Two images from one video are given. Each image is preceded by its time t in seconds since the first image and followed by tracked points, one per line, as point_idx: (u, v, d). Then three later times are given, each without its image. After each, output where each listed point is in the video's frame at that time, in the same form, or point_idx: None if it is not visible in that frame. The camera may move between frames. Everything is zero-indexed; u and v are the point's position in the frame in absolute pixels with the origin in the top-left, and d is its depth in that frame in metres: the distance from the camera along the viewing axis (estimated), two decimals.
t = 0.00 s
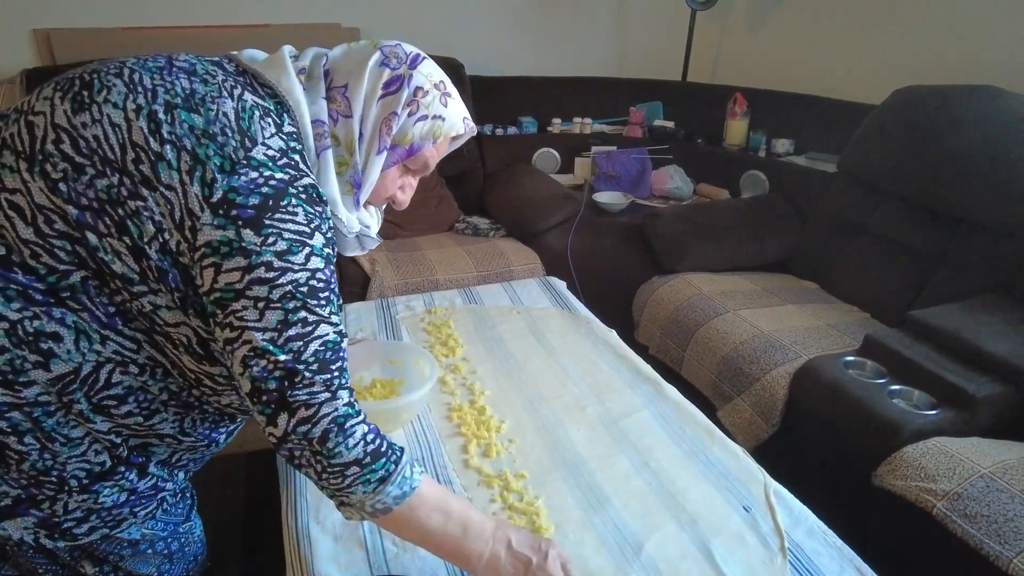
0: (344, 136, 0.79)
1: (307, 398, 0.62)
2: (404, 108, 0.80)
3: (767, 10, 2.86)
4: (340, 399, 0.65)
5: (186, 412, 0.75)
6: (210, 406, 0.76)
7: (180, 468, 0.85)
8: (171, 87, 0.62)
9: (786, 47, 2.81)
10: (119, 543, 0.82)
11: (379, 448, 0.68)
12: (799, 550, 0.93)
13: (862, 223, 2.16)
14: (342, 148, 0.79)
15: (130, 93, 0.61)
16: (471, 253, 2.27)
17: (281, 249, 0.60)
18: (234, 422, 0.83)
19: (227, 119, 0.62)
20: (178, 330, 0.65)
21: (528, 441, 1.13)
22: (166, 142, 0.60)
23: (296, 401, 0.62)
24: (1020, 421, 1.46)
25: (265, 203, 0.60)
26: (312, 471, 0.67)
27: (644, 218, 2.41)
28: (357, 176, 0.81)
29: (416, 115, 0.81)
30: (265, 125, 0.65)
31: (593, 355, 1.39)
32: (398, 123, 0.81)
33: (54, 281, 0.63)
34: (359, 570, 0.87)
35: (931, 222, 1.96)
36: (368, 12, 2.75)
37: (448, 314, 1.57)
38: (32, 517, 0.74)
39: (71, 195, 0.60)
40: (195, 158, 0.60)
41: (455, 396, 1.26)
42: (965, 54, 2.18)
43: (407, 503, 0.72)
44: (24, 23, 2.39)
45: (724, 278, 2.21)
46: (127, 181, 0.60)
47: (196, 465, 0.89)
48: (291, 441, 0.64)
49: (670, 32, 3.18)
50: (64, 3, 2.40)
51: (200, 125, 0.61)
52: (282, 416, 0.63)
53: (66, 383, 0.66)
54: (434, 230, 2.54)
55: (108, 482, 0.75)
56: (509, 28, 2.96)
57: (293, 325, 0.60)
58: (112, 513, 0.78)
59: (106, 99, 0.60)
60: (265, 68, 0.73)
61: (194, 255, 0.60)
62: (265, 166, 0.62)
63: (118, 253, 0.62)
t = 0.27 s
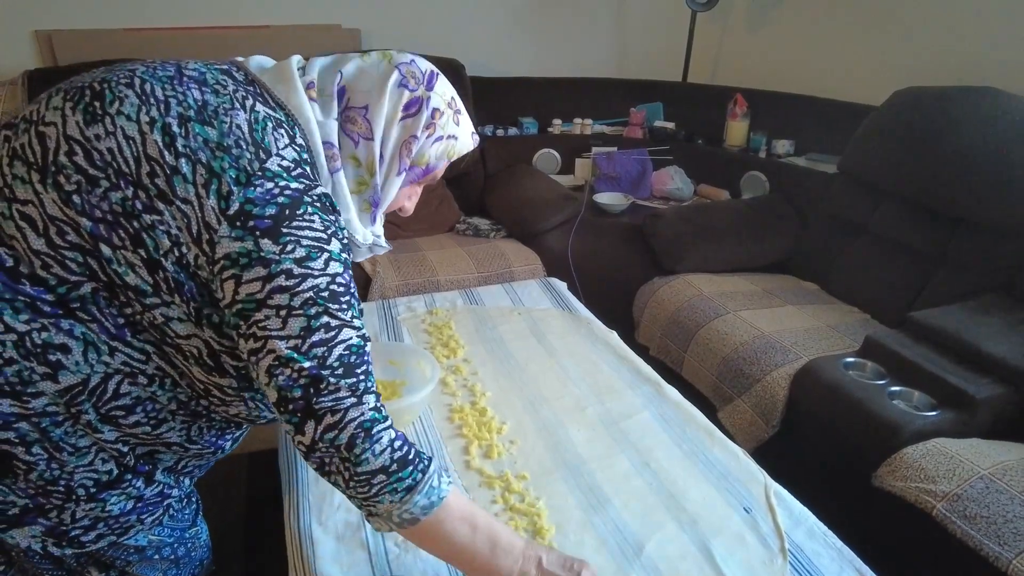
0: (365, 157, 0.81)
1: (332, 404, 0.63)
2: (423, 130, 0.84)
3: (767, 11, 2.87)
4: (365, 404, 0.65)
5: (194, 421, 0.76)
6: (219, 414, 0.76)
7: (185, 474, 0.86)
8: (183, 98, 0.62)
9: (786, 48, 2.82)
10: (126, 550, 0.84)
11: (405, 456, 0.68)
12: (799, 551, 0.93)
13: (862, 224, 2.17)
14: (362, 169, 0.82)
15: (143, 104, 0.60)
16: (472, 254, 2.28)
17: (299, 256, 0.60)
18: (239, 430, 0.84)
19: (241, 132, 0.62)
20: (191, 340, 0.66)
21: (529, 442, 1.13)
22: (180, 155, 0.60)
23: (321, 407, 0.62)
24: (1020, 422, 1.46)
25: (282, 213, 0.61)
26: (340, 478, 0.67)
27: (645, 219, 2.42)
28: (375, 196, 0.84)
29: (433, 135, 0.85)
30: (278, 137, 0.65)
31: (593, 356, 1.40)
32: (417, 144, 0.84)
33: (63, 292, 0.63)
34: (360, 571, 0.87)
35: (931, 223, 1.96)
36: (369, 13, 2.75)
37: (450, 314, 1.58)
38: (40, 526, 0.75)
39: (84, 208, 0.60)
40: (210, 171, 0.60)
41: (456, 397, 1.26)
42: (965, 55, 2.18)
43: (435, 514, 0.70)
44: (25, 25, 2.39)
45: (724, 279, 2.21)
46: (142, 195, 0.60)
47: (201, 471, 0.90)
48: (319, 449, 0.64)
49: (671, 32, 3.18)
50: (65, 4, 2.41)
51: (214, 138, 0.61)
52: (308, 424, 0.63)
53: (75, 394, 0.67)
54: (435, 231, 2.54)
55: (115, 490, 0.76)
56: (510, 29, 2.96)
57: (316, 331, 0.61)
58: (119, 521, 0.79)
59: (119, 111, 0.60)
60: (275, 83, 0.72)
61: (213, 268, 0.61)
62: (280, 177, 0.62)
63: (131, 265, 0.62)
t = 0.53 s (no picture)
0: (380, 175, 0.85)
1: (315, 408, 0.65)
2: (428, 146, 0.89)
3: (767, 17, 2.89)
4: (344, 408, 0.67)
5: (209, 425, 0.79)
6: (233, 417, 0.79)
7: (199, 476, 0.88)
8: (198, 110, 0.64)
9: (785, 53, 2.84)
10: (145, 555, 0.86)
11: (379, 445, 0.70)
12: (794, 556, 0.95)
13: (860, 229, 2.19)
14: (376, 185, 0.86)
15: (161, 117, 0.63)
16: (473, 259, 2.30)
17: (310, 261, 0.64)
18: (249, 432, 0.87)
19: (258, 140, 0.66)
20: (211, 345, 0.68)
21: (529, 447, 1.15)
22: (202, 163, 0.63)
23: (303, 411, 0.65)
24: (1014, 427, 1.49)
25: (298, 218, 0.64)
26: (315, 475, 0.69)
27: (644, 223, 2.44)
28: (385, 206, 0.89)
29: (434, 148, 0.91)
30: (291, 144, 0.68)
31: (593, 361, 1.42)
32: (421, 157, 0.90)
33: (86, 304, 0.65)
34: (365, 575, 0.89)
35: (927, 229, 1.98)
36: (372, 19, 2.78)
37: (451, 320, 1.60)
38: (64, 534, 0.77)
39: (110, 219, 0.62)
40: (231, 177, 0.63)
41: (458, 402, 1.28)
42: (961, 63, 2.21)
43: (415, 485, 0.73)
44: (31, 30, 2.41)
45: (722, 284, 2.23)
46: (166, 203, 0.62)
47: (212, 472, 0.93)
48: (295, 450, 0.66)
49: (671, 37, 3.20)
50: (71, 10, 2.43)
51: (232, 145, 0.64)
52: (287, 425, 0.65)
53: (100, 403, 0.69)
54: (436, 235, 2.56)
55: (135, 496, 0.79)
56: (511, 35, 2.99)
57: (312, 336, 0.64)
58: (140, 525, 0.82)
59: (138, 124, 0.62)
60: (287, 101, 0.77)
61: (227, 268, 0.63)
62: (296, 184, 0.66)
63: (155, 273, 0.64)
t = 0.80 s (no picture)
0: (366, 178, 0.94)
1: (330, 390, 0.77)
2: (408, 149, 0.98)
3: (764, 25, 2.93)
4: (353, 386, 0.81)
5: (215, 422, 0.88)
6: (239, 410, 0.89)
7: (206, 473, 0.98)
8: (199, 125, 0.72)
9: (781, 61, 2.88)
10: (159, 551, 0.96)
11: (382, 408, 0.87)
12: (783, 560, 0.98)
13: (854, 237, 2.22)
14: (363, 188, 0.95)
15: (166, 133, 0.70)
16: (473, 265, 2.33)
17: (312, 263, 0.73)
18: (252, 428, 0.96)
19: (256, 150, 0.74)
20: (219, 341, 0.77)
21: (528, 454, 1.19)
22: (206, 173, 0.70)
23: (320, 393, 0.77)
24: (1001, 433, 1.52)
25: (299, 223, 0.73)
26: (334, 444, 0.83)
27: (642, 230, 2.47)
28: (371, 206, 0.99)
29: (414, 151, 1.00)
30: (286, 153, 0.77)
31: (590, 368, 1.45)
32: (403, 160, 0.99)
33: (102, 308, 0.73)
34: None
35: (920, 237, 2.02)
36: (374, 28, 2.81)
37: (452, 327, 1.64)
38: (87, 533, 0.87)
39: (123, 227, 0.69)
40: (235, 186, 0.71)
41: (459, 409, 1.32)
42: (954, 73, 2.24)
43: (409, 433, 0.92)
44: (38, 40, 2.45)
45: (718, 290, 2.27)
46: (174, 211, 0.70)
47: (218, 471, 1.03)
48: (316, 427, 0.79)
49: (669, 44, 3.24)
50: (77, 20, 2.47)
51: (234, 157, 0.72)
52: (307, 408, 0.77)
53: (116, 403, 0.79)
54: (436, 242, 2.59)
55: (150, 492, 0.89)
56: (511, 42, 3.02)
57: (322, 329, 0.74)
58: (155, 521, 0.92)
59: (146, 140, 0.70)
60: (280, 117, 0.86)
61: (234, 269, 0.71)
62: (293, 190, 0.74)
63: (166, 276, 0.71)
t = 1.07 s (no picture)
0: (355, 175, 1.01)
1: (382, 335, 0.87)
2: (391, 148, 1.06)
3: (760, 36, 2.97)
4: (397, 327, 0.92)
5: (227, 408, 0.94)
6: (250, 397, 0.94)
7: (217, 459, 1.02)
8: (208, 133, 0.78)
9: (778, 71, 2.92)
10: (180, 534, 0.97)
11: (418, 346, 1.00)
12: (774, 563, 1.02)
13: (848, 245, 2.26)
14: (353, 185, 1.02)
15: (180, 141, 0.76)
16: (475, 273, 2.38)
17: (332, 243, 0.79)
18: (259, 415, 1.02)
19: (262, 152, 0.79)
20: (237, 326, 0.83)
21: (529, 459, 1.23)
22: (222, 175, 0.76)
23: (376, 339, 0.87)
24: (990, 439, 1.56)
25: (313, 211, 0.79)
26: (394, 383, 0.94)
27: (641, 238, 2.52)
28: (361, 202, 1.05)
29: (395, 150, 1.08)
30: (288, 153, 0.82)
31: (589, 376, 1.49)
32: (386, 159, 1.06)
33: (127, 302, 0.79)
34: None
35: (912, 246, 2.06)
36: (377, 39, 2.86)
37: (454, 334, 1.67)
38: (115, 511, 0.90)
39: (149, 226, 0.75)
40: (248, 185, 0.76)
41: (462, 417, 1.36)
42: (946, 85, 2.29)
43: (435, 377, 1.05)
44: (48, 53, 2.49)
45: (716, 297, 2.30)
46: (195, 210, 0.75)
47: (226, 460, 1.06)
48: (379, 370, 0.90)
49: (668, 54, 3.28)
50: (86, 33, 2.51)
51: (243, 159, 0.77)
52: (368, 354, 0.87)
53: (142, 388, 0.83)
54: (439, 249, 2.63)
55: (173, 475, 0.92)
56: (511, 52, 3.07)
57: (357, 295, 0.82)
58: (178, 502, 0.94)
59: (163, 148, 0.75)
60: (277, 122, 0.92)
61: (264, 261, 0.77)
62: (302, 182, 0.80)
63: (189, 267, 0.77)
